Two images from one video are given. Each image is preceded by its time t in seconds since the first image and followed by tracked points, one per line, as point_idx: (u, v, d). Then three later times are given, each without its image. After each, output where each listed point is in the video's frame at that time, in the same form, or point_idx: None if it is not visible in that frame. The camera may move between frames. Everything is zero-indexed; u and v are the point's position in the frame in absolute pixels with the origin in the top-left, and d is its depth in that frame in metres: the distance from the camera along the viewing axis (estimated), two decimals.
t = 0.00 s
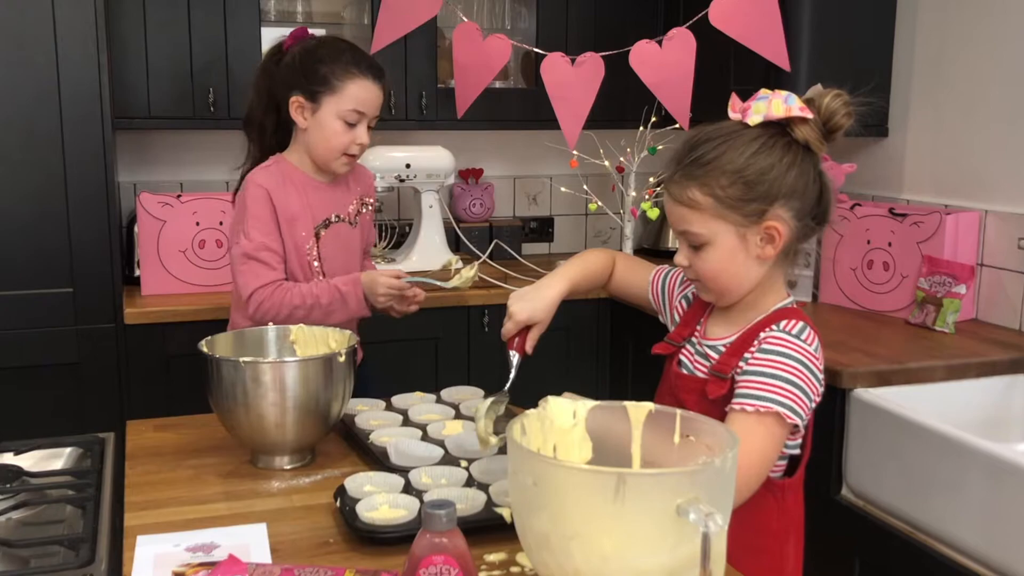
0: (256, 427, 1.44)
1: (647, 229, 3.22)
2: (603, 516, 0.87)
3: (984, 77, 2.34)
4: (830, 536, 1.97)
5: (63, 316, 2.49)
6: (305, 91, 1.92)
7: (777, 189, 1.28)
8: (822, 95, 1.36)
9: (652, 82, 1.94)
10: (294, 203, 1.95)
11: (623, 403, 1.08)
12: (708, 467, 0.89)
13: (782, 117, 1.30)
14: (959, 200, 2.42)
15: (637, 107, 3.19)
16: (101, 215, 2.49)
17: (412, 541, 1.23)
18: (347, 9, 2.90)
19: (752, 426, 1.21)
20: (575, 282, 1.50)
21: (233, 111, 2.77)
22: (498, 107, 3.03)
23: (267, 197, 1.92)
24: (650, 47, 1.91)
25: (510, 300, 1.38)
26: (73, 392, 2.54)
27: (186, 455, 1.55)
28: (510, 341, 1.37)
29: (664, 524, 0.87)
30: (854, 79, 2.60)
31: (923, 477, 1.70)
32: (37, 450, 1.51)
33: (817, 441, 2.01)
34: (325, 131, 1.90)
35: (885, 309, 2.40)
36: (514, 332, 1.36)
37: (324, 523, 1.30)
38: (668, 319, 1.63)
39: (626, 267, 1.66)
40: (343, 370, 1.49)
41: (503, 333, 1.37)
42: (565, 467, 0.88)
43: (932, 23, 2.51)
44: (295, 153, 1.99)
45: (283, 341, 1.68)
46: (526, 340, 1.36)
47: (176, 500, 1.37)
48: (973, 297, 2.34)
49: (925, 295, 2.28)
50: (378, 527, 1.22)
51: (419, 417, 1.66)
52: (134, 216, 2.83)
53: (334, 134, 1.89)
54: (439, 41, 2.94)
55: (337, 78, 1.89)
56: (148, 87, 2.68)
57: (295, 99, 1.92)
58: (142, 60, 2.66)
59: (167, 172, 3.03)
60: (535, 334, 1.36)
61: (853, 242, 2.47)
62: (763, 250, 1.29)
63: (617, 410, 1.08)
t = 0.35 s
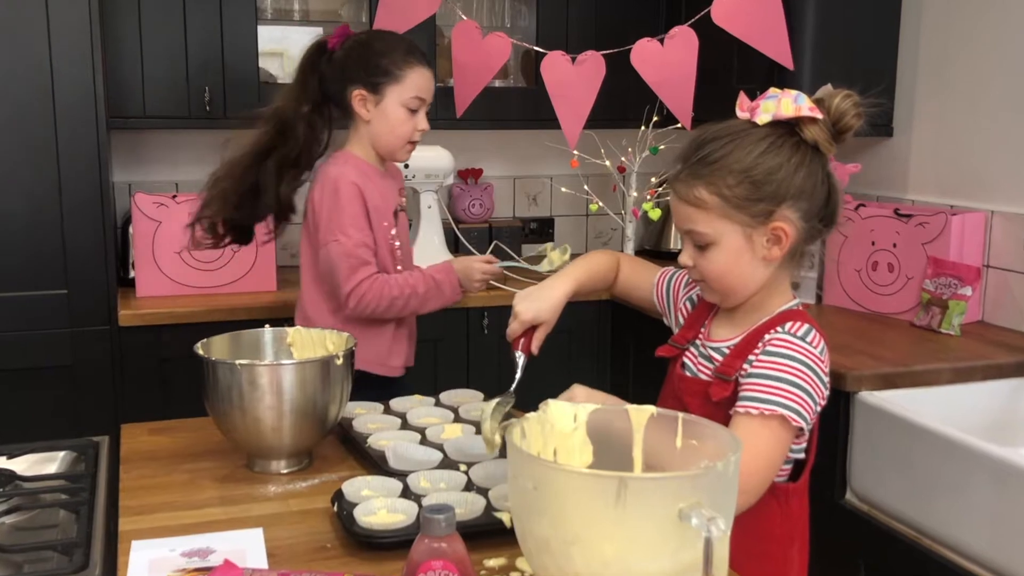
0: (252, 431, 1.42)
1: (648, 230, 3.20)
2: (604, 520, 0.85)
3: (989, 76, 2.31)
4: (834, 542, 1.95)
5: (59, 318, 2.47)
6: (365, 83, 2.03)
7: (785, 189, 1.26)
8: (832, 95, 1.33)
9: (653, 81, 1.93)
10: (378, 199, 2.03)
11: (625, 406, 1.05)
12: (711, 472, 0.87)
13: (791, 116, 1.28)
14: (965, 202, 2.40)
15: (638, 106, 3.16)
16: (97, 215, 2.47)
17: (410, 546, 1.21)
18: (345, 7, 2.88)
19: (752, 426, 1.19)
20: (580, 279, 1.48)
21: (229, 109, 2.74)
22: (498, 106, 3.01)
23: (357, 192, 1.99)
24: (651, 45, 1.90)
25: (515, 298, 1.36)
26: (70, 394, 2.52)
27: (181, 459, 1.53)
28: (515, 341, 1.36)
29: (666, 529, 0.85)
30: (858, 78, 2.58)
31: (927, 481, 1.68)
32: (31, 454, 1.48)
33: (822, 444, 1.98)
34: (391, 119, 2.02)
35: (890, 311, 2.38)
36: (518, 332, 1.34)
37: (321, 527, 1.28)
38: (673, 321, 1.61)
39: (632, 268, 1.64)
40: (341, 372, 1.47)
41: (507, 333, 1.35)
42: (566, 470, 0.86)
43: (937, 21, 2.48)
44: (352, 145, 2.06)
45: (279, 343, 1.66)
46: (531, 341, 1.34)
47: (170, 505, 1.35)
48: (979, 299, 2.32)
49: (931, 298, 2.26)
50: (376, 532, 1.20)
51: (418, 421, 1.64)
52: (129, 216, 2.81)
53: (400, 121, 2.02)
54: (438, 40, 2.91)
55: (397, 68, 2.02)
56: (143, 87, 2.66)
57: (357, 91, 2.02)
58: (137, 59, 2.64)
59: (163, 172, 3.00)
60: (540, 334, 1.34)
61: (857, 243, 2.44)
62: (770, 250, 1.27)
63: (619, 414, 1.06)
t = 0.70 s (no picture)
0: (249, 434, 1.40)
1: (650, 231, 3.18)
2: (605, 523, 0.83)
3: (995, 74, 2.29)
4: (838, 546, 1.93)
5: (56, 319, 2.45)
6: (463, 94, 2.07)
7: (792, 190, 1.24)
8: (841, 95, 1.31)
9: (655, 78, 1.91)
10: (474, 211, 2.04)
11: (625, 408, 1.04)
12: (713, 476, 0.85)
13: (799, 115, 1.26)
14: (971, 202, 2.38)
15: (640, 105, 3.14)
16: (93, 214, 2.44)
17: (410, 551, 1.18)
18: (342, 4, 2.85)
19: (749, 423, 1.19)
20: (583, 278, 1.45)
21: (226, 108, 2.72)
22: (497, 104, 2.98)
23: (457, 205, 1.99)
24: (654, 43, 1.89)
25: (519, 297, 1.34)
26: (66, 396, 2.49)
27: (177, 463, 1.51)
28: (518, 339, 1.33)
29: (667, 534, 0.83)
30: (861, 76, 2.55)
31: (932, 484, 1.66)
32: (24, 458, 1.45)
33: (826, 447, 1.96)
34: (488, 133, 2.06)
35: (895, 312, 2.35)
36: (522, 329, 1.32)
37: (319, 531, 1.25)
38: (677, 323, 1.59)
39: (637, 268, 1.62)
40: (339, 374, 1.45)
41: (511, 330, 1.33)
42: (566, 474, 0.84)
43: (942, 19, 2.46)
44: (444, 157, 2.10)
45: (276, 345, 1.64)
46: (535, 337, 1.32)
47: (166, 508, 1.32)
48: (984, 301, 2.30)
49: (935, 299, 2.24)
50: (375, 536, 1.18)
51: (417, 423, 1.61)
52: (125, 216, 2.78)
53: (498, 135, 2.06)
54: (437, 38, 2.89)
55: (494, 81, 2.06)
56: (140, 86, 2.64)
57: (458, 105, 2.05)
58: (133, 58, 2.62)
59: (158, 172, 2.98)
60: (543, 331, 1.31)
61: (862, 244, 2.42)
62: (776, 252, 1.25)
63: (619, 417, 1.04)
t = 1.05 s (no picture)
0: (247, 437, 1.37)
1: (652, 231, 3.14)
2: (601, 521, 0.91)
3: (999, 74, 2.26)
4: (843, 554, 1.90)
5: (52, 320, 2.42)
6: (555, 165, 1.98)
7: (796, 191, 1.22)
8: (844, 95, 1.27)
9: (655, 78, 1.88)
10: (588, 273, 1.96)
11: (625, 413, 1.15)
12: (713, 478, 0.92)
13: (803, 115, 1.23)
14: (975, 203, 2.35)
15: (640, 104, 3.11)
16: (89, 214, 2.42)
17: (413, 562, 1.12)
18: (341, 3, 2.82)
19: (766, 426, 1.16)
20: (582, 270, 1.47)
21: (223, 108, 2.69)
22: (496, 103, 2.96)
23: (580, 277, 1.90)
24: (655, 43, 1.85)
25: (519, 280, 1.32)
26: (62, 397, 2.47)
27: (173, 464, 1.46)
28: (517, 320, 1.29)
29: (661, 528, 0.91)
30: (864, 77, 2.53)
31: (936, 485, 1.63)
32: (22, 459, 1.44)
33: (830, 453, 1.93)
34: (590, 212, 1.98)
35: (897, 313, 2.33)
36: (521, 311, 1.29)
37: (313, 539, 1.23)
38: (675, 322, 1.56)
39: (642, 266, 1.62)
40: (338, 375, 1.42)
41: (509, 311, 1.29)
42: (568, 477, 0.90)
43: (944, 19, 2.44)
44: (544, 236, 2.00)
45: (275, 346, 1.61)
46: (534, 318, 1.28)
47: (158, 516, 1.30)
48: (987, 302, 2.28)
49: (937, 299, 2.22)
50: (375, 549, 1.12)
51: (416, 424, 1.58)
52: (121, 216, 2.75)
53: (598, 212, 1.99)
54: (437, 37, 2.85)
55: (591, 160, 1.97)
56: (137, 85, 2.61)
57: (558, 188, 1.94)
58: (130, 58, 2.59)
59: (155, 172, 2.96)
60: (543, 312, 1.28)
61: (864, 244, 2.40)
62: (779, 252, 1.22)
63: (621, 421, 1.15)
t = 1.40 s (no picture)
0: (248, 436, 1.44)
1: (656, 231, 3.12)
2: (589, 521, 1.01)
3: (1004, 70, 2.24)
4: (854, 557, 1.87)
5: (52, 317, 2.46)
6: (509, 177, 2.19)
7: (799, 203, 1.19)
8: (850, 100, 1.24)
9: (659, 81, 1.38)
10: (569, 283, 2.09)
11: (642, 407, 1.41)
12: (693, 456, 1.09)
13: (807, 124, 1.20)
14: (979, 203, 2.34)
15: (642, 103, 3.11)
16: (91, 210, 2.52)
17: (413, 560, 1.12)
18: (341, 4, 2.79)
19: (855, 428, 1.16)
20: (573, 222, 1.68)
21: (222, 108, 2.71)
22: (496, 102, 2.96)
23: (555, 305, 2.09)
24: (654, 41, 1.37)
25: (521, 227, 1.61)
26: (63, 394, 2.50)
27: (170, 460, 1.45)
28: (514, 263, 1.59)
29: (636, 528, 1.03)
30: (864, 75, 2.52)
31: (966, 459, 1.59)
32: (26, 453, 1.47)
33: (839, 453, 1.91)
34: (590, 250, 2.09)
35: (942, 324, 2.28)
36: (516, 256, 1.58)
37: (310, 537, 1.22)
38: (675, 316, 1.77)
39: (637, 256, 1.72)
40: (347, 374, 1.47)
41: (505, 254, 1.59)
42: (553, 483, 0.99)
43: (946, 16, 2.42)
44: (546, 252, 2.07)
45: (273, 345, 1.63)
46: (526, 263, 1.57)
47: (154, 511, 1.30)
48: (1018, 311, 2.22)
49: (974, 310, 2.18)
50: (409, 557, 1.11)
51: (439, 389, 1.58)
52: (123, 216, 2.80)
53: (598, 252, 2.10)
54: (437, 37, 2.83)
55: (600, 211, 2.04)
56: (136, 86, 2.66)
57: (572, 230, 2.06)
58: (129, 59, 2.64)
59: (155, 173, 2.98)
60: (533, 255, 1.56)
61: (910, 264, 2.36)
62: (807, 285, 1.21)
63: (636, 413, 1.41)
